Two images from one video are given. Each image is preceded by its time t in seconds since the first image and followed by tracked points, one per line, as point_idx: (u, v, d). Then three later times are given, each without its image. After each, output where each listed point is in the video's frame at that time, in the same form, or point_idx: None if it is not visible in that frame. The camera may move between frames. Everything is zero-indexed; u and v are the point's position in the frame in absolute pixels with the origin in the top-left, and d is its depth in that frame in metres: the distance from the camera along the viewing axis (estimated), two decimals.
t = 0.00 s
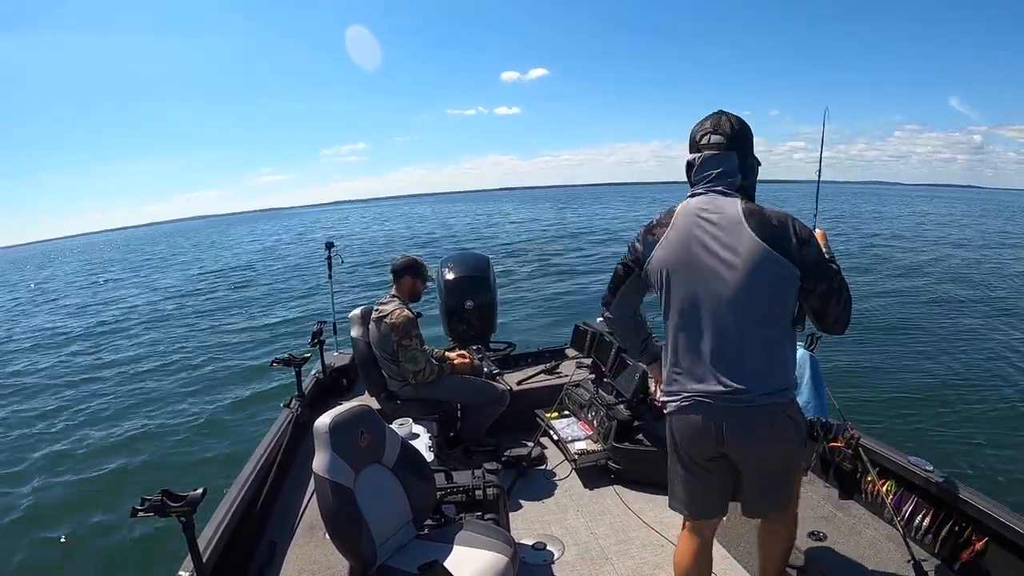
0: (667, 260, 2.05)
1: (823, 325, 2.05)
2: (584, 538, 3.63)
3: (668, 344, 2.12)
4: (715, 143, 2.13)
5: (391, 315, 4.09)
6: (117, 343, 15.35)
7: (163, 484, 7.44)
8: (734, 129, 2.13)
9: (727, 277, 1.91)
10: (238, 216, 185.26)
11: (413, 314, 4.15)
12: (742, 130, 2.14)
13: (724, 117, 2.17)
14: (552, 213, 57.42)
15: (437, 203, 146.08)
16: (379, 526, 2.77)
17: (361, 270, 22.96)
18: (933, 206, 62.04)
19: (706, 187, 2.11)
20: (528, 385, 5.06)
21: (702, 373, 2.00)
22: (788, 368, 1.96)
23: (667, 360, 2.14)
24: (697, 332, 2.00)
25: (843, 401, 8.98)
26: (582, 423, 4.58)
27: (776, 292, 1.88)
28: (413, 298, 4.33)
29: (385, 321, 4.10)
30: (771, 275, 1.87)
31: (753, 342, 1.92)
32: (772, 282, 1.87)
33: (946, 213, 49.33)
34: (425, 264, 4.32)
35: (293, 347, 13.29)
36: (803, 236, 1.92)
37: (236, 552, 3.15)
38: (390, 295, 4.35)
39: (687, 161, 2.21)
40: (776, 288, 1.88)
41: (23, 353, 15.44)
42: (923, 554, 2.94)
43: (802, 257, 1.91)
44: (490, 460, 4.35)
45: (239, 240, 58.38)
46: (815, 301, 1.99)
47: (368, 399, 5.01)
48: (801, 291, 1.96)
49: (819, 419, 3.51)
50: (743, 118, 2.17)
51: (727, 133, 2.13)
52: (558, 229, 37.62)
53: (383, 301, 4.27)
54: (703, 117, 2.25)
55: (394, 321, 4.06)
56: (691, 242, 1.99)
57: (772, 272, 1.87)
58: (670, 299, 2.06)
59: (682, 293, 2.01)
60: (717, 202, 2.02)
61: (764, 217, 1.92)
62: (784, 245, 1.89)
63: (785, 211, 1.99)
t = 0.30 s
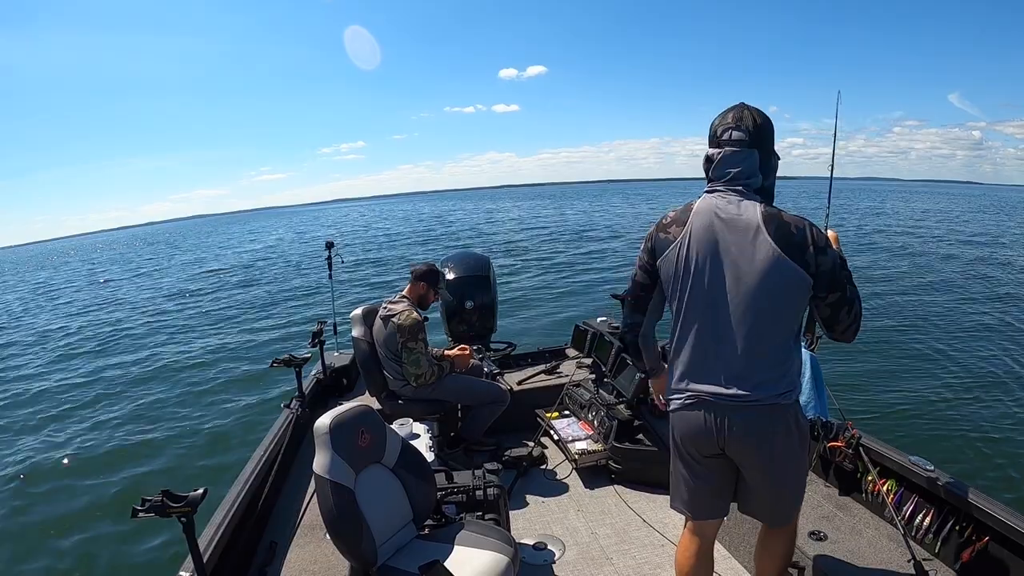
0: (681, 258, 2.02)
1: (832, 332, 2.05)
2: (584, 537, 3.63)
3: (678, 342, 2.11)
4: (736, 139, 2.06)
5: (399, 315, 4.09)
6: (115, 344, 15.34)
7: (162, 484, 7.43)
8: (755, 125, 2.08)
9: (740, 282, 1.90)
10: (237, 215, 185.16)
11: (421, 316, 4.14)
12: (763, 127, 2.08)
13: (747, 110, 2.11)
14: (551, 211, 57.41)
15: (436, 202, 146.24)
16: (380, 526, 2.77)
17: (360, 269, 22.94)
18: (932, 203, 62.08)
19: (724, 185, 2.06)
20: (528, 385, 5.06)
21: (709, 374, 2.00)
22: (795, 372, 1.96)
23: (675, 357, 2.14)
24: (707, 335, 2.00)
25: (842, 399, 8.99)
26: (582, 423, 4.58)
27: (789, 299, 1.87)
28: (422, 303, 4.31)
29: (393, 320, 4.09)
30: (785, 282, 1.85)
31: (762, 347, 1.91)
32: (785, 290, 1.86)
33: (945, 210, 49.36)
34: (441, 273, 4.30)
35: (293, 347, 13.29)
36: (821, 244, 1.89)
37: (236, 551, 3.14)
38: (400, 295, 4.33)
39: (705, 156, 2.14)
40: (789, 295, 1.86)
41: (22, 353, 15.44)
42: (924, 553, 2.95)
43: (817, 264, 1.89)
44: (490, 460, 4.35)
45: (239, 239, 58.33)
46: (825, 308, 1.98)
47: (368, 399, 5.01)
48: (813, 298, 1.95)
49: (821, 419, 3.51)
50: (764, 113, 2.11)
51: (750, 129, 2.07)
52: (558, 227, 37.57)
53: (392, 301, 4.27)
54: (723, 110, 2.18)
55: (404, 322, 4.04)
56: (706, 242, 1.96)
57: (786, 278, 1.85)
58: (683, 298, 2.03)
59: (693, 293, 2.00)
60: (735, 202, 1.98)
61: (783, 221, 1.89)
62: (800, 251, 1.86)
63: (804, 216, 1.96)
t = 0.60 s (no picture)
0: (680, 261, 2.01)
1: (831, 337, 2.03)
2: (584, 537, 3.63)
3: (677, 345, 2.11)
4: (735, 138, 2.05)
5: (406, 315, 4.09)
6: (115, 343, 15.32)
7: (162, 484, 7.44)
8: (755, 123, 2.06)
9: (739, 285, 1.89)
10: (237, 214, 185.04)
11: (427, 316, 4.14)
12: (763, 126, 2.07)
13: (746, 109, 2.10)
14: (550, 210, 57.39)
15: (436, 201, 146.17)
16: (380, 526, 2.77)
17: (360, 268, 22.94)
18: (931, 203, 62.06)
19: (723, 186, 2.04)
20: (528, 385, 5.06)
21: (709, 378, 1.99)
22: (795, 375, 1.95)
23: (675, 360, 2.13)
24: (706, 340, 1.99)
25: (841, 399, 8.99)
26: (582, 423, 4.57)
27: (789, 302, 1.85)
28: (429, 304, 4.30)
29: (400, 319, 4.09)
30: (785, 285, 1.84)
31: (762, 350, 1.90)
32: (784, 293, 1.84)
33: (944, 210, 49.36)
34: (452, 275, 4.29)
35: (292, 347, 13.29)
36: (821, 247, 1.87)
37: (237, 551, 3.15)
38: (408, 294, 4.33)
39: (705, 156, 2.13)
40: (788, 299, 1.85)
41: (22, 353, 15.42)
42: (924, 552, 2.95)
43: (817, 268, 1.87)
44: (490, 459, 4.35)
45: (238, 238, 58.32)
46: (824, 313, 1.96)
47: (368, 399, 5.01)
48: (813, 301, 1.94)
49: (821, 418, 3.51)
50: (765, 111, 2.10)
51: (750, 127, 2.05)
52: (558, 227, 37.59)
53: (399, 299, 4.26)
54: (722, 109, 2.18)
55: (410, 321, 4.04)
56: (704, 246, 1.95)
57: (786, 281, 1.84)
58: (682, 301, 2.03)
59: (692, 298, 1.99)
60: (734, 204, 1.97)
61: (782, 224, 1.87)
62: (800, 254, 1.85)
63: (804, 218, 1.94)
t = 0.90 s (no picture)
0: (678, 267, 2.02)
1: (829, 344, 2.01)
2: (584, 537, 3.63)
3: (677, 348, 2.12)
4: (735, 140, 2.05)
5: (407, 315, 4.09)
6: (115, 343, 15.34)
7: (162, 483, 7.44)
8: (755, 124, 2.06)
9: (735, 290, 1.88)
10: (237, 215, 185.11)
11: (428, 316, 4.15)
12: (764, 128, 2.07)
13: (748, 110, 2.10)
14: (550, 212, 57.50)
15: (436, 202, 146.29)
16: (379, 525, 2.77)
17: (360, 269, 22.97)
18: (930, 205, 62.23)
19: (722, 189, 2.04)
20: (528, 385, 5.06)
21: (707, 382, 2.00)
22: (793, 380, 1.95)
23: (675, 363, 2.15)
24: (704, 346, 1.99)
25: (841, 400, 9.01)
26: (582, 423, 4.57)
27: (786, 309, 1.84)
28: (430, 305, 4.30)
29: (401, 319, 4.09)
30: (782, 292, 1.83)
31: (759, 356, 1.89)
32: (781, 299, 1.83)
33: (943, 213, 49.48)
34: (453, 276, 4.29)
35: (293, 347, 13.30)
36: (819, 253, 1.85)
37: (236, 550, 3.15)
38: (409, 294, 4.32)
39: (706, 157, 2.14)
40: (785, 306, 1.84)
41: (21, 353, 15.39)
42: (923, 553, 2.95)
43: (815, 274, 1.86)
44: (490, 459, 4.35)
45: (237, 239, 58.33)
46: (821, 318, 1.94)
47: (368, 399, 5.01)
48: (810, 307, 1.92)
49: (821, 420, 3.51)
50: (766, 113, 2.10)
51: (750, 129, 2.05)
52: (557, 228, 37.66)
53: (400, 299, 4.26)
54: (723, 111, 2.18)
55: (411, 321, 4.05)
56: (701, 253, 1.95)
57: (783, 288, 1.82)
58: (680, 305, 2.04)
59: (690, 305, 2.00)
60: (732, 209, 1.96)
61: (780, 229, 1.85)
62: (797, 259, 1.83)
63: (804, 222, 1.92)
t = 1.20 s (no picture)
0: (682, 267, 2.02)
1: (833, 349, 1.99)
2: (583, 537, 3.63)
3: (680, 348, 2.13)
4: (745, 139, 2.05)
5: (407, 314, 4.09)
6: (116, 344, 15.37)
7: (162, 483, 7.45)
8: (766, 125, 2.06)
9: (741, 292, 1.88)
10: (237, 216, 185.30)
11: (428, 315, 4.15)
12: (775, 128, 2.06)
13: (758, 110, 2.10)
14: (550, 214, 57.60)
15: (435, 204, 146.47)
16: (379, 525, 2.77)
17: (360, 270, 23.00)
18: (929, 208, 62.34)
19: (729, 190, 2.04)
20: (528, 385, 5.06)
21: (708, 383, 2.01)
22: (796, 384, 1.95)
23: (678, 363, 2.15)
24: (707, 348, 2.00)
25: (840, 401, 9.03)
26: (582, 423, 4.57)
27: (789, 314, 1.84)
28: (430, 305, 4.30)
29: (400, 318, 4.10)
30: (786, 297, 1.83)
31: (762, 360, 1.90)
32: (784, 305, 1.83)
33: (942, 216, 49.52)
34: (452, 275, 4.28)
35: (293, 347, 13.32)
36: (826, 258, 1.84)
37: (236, 549, 3.15)
38: (408, 294, 4.33)
39: (715, 156, 2.13)
40: (789, 311, 1.84)
41: (22, 353, 15.41)
42: (923, 554, 2.95)
43: (821, 279, 1.84)
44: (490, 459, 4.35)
45: (238, 240, 58.44)
46: (826, 324, 1.92)
47: (368, 399, 5.02)
48: (815, 312, 1.91)
49: (821, 420, 3.51)
50: (776, 114, 2.10)
51: (759, 129, 2.05)
52: (556, 230, 37.74)
53: (400, 299, 4.27)
54: (733, 111, 2.18)
55: (411, 320, 4.05)
56: (707, 255, 1.95)
57: (787, 293, 1.82)
58: (684, 306, 2.04)
59: (694, 306, 2.00)
60: (738, 211, 1.96)
61: (786, 232, 1.85)
62: (802, 264, 1.83)
63: (811, 226, 1.91)
